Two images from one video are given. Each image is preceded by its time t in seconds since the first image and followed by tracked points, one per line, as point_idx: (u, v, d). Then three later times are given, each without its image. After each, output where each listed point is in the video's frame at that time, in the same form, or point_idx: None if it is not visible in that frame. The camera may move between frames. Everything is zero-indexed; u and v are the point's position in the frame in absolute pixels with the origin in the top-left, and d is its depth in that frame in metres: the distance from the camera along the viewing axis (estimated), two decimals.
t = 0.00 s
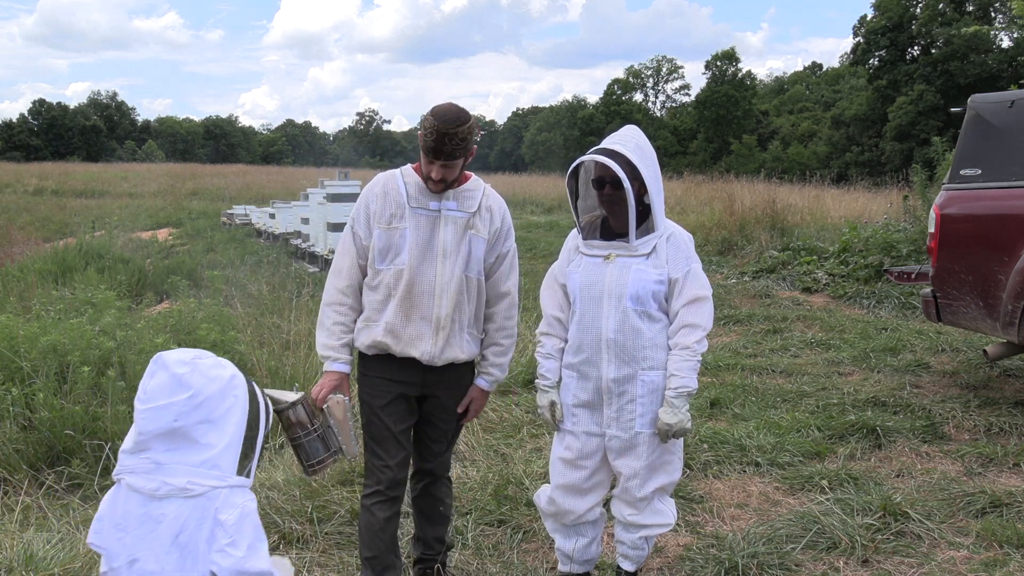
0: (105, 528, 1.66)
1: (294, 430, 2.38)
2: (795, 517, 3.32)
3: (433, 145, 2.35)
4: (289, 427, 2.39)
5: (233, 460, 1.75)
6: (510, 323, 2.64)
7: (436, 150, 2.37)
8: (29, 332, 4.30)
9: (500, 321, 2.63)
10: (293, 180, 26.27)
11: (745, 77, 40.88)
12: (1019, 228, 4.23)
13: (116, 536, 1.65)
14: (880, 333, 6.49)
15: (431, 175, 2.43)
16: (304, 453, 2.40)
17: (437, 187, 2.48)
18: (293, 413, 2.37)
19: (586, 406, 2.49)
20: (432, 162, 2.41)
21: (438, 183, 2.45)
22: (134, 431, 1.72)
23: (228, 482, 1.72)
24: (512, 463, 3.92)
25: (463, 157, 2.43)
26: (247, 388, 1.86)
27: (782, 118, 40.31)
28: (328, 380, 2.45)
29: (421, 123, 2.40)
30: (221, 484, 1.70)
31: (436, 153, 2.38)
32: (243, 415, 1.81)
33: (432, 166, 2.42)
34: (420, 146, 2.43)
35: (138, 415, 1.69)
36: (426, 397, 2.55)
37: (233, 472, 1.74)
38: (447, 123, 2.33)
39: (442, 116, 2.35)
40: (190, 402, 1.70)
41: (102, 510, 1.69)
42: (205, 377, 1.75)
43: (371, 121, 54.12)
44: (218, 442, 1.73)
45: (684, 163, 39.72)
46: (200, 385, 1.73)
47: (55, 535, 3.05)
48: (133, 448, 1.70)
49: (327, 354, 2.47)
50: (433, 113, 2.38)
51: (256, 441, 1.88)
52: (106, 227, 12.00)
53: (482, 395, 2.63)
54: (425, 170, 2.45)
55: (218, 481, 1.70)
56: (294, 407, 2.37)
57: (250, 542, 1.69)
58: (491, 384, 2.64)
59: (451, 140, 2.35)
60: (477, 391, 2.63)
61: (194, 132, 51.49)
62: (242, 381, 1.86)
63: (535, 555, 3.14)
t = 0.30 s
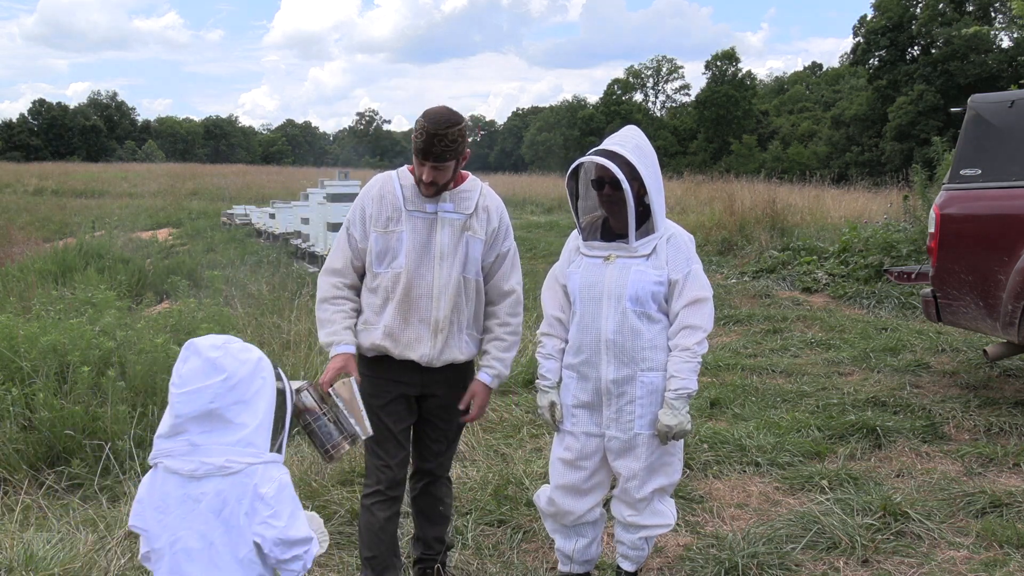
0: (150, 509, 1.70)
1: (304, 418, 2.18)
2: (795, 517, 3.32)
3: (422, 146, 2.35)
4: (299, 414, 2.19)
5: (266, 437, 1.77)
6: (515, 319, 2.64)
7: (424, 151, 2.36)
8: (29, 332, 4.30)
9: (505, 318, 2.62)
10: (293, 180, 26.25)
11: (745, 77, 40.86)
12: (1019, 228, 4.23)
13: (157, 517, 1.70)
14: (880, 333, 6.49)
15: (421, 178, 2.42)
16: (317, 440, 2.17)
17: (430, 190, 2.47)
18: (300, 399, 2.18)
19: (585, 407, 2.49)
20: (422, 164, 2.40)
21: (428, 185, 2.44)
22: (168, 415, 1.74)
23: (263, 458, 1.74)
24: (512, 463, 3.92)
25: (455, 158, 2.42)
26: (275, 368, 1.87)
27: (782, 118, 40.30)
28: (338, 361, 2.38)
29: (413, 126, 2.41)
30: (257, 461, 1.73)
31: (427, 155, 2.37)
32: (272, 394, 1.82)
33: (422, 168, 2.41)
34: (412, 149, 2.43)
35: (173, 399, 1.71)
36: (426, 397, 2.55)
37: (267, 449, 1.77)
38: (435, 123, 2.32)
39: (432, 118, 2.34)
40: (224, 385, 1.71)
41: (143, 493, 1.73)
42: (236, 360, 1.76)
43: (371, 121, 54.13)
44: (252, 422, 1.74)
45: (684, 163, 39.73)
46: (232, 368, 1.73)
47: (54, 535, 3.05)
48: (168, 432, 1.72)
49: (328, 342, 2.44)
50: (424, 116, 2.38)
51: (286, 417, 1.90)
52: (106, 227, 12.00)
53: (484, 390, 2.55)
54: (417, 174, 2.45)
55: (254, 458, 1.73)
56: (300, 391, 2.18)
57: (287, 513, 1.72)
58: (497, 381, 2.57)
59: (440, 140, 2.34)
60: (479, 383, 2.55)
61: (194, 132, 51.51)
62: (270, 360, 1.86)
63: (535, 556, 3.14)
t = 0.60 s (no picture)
0: (206, 500, 1.67)
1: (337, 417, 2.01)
2: (795, 517, 3.32)
3: (418, 146, 2.34)
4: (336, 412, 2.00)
5: (322, 432, 1.74)
6: (488, 301, 2.45)
7: (421, 151, 2.35)
8: (29, 332, 4.30)
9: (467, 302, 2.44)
10: (293, 180, 26.26)
11: (745, 77, 40.86)
12: (1019, 229, 4.23)
13: (215, 507, 1.66)
14: (880, 333, 6.49)
15: (420, 178, 2.42)
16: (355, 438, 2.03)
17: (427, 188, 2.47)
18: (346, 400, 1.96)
19: (583, 407, 2.49)
20: (419, 164, 2.39)
21: (427, 185, 2.43)
22: (225, 407, 1.71)
23: (319, 451, 1.70)
24: (512, 463, 3.92)
25: (451, 157, 2.41)
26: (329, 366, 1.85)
27: (783, 118, 40.30)
28: (365, 353, 2.35)
29: (410, 125, 2.40)
30: (313, 454, 1.69)
31: (423, 154, 2.36)
32: (327, 391, 1.80)
33: (420, 168, 2.40)
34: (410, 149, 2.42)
35: (233, 392, 1.68)
36: (428, 397, 2.56)
37: (323, 444, 1.73)
38: (431, 123, 2.31)
39: (426, 118, 2.33)
40: (285, 380, 1.69)
41: (199, 484, 1.70)
42: (295, 356, 1.74)
43: (371, 121, 54.14)
44: (309, 416, 1.71)
45: (684, 163, 39.73)
46: (292, 364, 1.72)
47: (54, 535, 3.05)
48: (226, 424, 1.69)
49: (349, 336, 2.39)
50: (419, 115, 2.37)
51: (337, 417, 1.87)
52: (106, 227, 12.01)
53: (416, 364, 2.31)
54: (415, 173, 2.44)
55: (310, 451, 1.69)
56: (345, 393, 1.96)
57: (340, 505, 1.67)
58: (433, 352, 2.33)
59: (435, 140, 2.32)
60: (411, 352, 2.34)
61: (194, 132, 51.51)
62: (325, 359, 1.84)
63: (535, 556, 3.14)
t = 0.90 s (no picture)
0: (316, 490, 1.70)
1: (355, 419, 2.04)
2: (795, 517, 3.32)
3: (411, 144, 2.35)
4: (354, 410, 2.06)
5: (427, 427, 1.78)
6: (484, 291, 2.37)
7: (414, 149, 2.36)
8: (29, 332, 4.30)
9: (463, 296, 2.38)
10: (293, 180, 26.25)
11: (745, 77, 40.84)
12: (1019, 229, 4.23)
13: (322, 496, 1.69)
14: (880, 333, 6.49)
15: (414, 176, 2.42)
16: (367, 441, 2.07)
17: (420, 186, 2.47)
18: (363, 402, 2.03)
19: (582, 407, 2.50)
20: (413, 163, 2.40)
21: (421, 183, 2.44)
22: (338, 400, 1.74)
23: (427, 446, 1.74)
24: (511, 463, 3.92)
25: (444, 154, 2.41)
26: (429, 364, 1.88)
27: (783, 118, 40.30)
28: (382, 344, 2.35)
29: (402, 124, 2.40)
30: (422, 448, 1.73)
31: (416, 153, 2.36)
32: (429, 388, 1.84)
33: (414, 167, 2.41)
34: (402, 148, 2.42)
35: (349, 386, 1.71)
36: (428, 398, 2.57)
37: (429, 439, 1.77)
38: (423, 121, 2.32)
39: (417, 116, 2.34)
40: (400, 378, 1.72)
41: (307, 474, 1.74)
42: (407, 353, 1.77)
43: (371, 121, 54.15)
44: (418, 412, 1.75)
45: (684, 163, 39.73)
46: (406, 362, 1.75)
47: (54, 535, 3.05)
48: (338, 417, 1.73)
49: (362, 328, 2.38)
50: (411, 113, 2.38)
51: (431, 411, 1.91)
52: (106, 227, 12.01)
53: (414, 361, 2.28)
54: (409, 173, 2.44)
55: (419, 445, 1.73)
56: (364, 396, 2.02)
57: (449, 496, 1.72)
58: (426, 348, 2.28)
59: (427, 138, 2.33)
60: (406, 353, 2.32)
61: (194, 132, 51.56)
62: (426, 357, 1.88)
63: (535, 556, 3.14)
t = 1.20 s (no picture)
0: (379, 473, 1.78)
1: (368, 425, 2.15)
2: (795, 517, 3.32)
3: (408, 143, 2.32)
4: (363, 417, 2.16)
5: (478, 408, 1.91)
6: (493, 292, 2.38)
7: (412, 148, 2.34)
8: (30, 332, 4.30)
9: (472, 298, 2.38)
10: (293, 180, 26.24)
11: (745, 77, 40.82)
12: (1019, 229, 4.23)
13: (384, 478, 1.77)
14: (880, 333, 6.49)
15: (413, 175, 2.41)
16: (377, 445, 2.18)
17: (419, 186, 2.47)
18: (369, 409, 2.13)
19: (582, 407, 2.50)
20: (412, 162, 2.38)
21: (421, 181, 2.43)
22: (401, 383, 1.83)
23: (484, 426, 1.87)
24: (511, 463, 3.92)
25: (441, 151, 2.39)
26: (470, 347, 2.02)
27: (783, 118, 40.29)
28: (386, 350, 2.34)
29: (397, 123, 2.37)
30: (480, 427, 1.86)
31: (414, 152, 2.34)
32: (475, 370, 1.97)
33: (413, 166, 2.40)
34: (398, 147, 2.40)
35: (415, 368, 1.81)
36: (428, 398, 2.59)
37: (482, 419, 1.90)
38: (418, 119, 2.29)
39: (413, 115, 2.31)
40: (462, 359, 1.85)
41: (365, 455, 1.81)
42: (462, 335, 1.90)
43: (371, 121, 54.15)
44: (474, 393, 1.88)
45: (684, 163, 39.73)
46: (464, 344, 1.88)
47: (54, 535, 3.05)
48: (402, 399, 1.81)
49: (371, 334, 2.40)
50: (406, 111, 2.35)
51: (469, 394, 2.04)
52: (106, 227, 12.01)
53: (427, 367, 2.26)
54: (408, 172, 2.43)
55: (478, 425, 1.85)
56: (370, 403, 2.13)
57: (504, 472, 1.87)
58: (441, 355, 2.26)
59: (424, 136, 2.31)
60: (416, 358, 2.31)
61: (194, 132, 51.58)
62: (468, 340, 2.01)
63: (535, 555, 3.14)
